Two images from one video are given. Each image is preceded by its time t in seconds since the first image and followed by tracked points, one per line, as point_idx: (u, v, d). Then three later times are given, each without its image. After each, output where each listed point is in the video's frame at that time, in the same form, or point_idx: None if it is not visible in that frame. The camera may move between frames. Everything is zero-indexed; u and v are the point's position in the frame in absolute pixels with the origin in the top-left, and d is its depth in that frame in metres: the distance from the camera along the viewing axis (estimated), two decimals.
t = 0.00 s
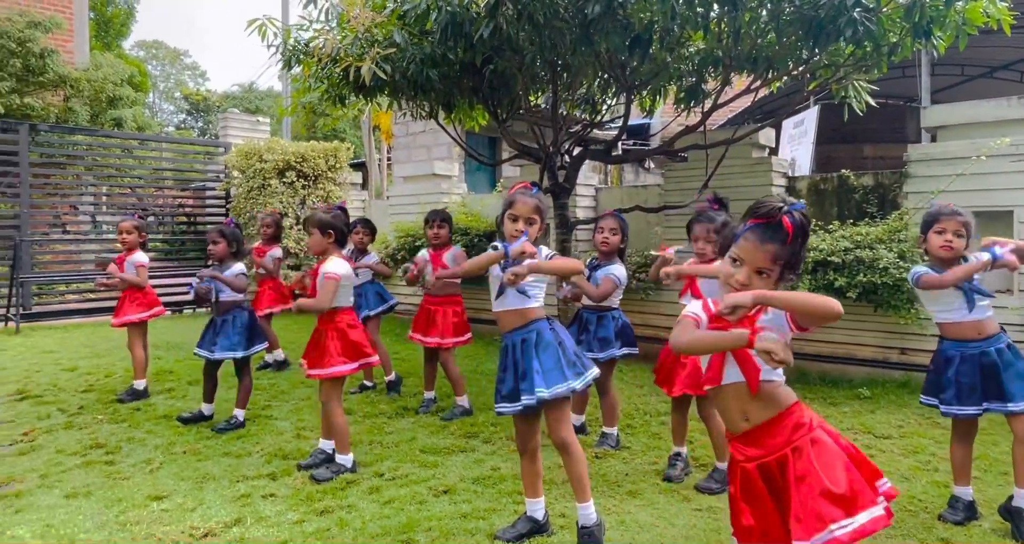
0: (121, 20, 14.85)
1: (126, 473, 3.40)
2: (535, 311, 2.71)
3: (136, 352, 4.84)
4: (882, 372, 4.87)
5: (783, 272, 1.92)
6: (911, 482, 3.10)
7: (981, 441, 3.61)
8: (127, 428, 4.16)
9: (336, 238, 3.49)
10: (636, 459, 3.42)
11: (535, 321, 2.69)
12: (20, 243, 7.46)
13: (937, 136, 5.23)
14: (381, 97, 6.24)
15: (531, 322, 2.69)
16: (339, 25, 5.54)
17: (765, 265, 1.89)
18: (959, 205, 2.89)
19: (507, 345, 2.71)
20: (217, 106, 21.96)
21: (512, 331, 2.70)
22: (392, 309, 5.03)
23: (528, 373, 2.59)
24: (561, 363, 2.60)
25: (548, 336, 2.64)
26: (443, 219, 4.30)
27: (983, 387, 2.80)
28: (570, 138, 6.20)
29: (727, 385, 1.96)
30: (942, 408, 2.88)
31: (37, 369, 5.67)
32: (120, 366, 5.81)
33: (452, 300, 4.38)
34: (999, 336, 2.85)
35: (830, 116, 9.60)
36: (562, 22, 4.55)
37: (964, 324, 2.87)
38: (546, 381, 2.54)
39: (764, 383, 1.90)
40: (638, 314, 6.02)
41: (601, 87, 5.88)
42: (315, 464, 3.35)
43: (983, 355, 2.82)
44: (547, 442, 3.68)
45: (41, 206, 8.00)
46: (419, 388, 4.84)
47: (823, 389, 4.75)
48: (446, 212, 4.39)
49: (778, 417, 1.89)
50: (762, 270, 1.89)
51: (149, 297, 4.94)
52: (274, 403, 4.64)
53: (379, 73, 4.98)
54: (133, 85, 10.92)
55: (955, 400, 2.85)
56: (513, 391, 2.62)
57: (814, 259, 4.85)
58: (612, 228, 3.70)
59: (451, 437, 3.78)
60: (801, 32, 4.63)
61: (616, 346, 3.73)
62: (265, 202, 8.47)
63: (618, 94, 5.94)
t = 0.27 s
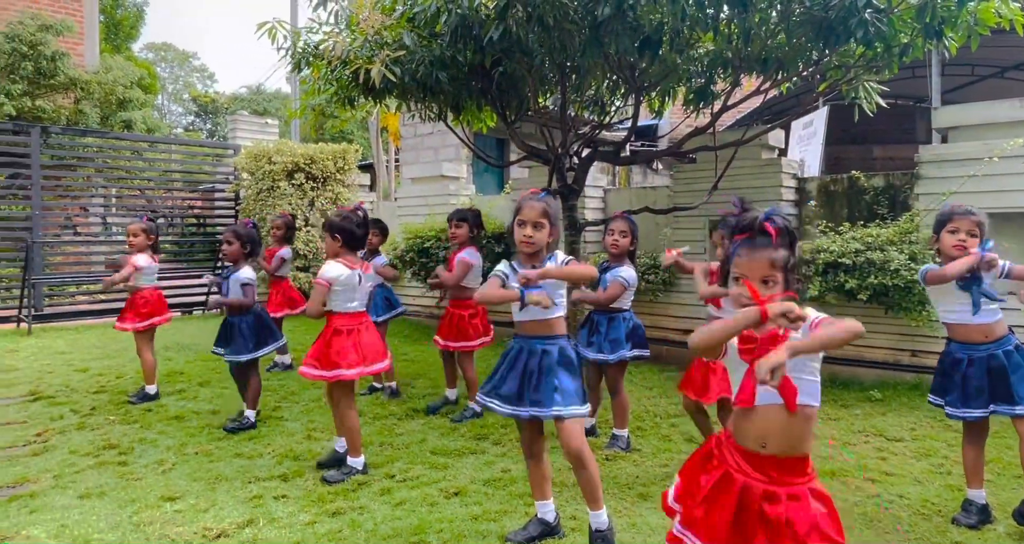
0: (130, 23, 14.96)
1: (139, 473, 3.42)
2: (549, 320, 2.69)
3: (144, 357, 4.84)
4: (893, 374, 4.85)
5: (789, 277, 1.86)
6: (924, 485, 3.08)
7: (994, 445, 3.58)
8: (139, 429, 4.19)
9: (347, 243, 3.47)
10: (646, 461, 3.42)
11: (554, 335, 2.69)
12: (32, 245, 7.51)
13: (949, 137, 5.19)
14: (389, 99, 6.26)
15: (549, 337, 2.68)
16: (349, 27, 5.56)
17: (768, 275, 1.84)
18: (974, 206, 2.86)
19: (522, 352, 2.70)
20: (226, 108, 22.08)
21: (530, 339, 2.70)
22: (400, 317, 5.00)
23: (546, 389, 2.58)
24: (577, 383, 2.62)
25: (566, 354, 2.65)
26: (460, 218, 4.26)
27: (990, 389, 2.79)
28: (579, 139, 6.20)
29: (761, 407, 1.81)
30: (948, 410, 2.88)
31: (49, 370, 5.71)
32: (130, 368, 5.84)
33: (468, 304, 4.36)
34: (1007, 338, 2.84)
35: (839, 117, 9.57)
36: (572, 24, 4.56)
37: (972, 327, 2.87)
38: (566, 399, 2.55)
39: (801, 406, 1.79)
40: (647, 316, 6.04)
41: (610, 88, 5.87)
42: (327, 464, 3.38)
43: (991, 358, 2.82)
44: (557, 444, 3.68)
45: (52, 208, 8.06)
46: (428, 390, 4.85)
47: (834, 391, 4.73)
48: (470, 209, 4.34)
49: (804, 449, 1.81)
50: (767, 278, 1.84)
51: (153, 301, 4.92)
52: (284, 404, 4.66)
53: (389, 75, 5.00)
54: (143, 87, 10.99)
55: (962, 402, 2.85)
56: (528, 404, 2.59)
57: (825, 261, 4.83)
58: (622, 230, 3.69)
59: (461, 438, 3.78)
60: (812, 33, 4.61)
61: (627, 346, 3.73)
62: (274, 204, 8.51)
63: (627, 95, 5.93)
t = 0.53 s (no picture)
0: (137, 26, 15.04)
1: (146, 475, 3.43)
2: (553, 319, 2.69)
3: (145, 362, 4.85)
4: (900, 377, 4.83)
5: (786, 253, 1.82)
6: (931, 489, 3.06)
7: (1002, 448, 3.56)
8: (146, 431, 4.20)
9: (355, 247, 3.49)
10: (652, 464, 3.41)
11: (562, 330, 2.70)
12: (40, 247, 7.55)
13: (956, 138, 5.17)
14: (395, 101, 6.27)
15: (560, 329, 2.69)
16: (354, 29, 5.57)
17: (760, 251, 1.81)
18: (984, 213, 2.85)
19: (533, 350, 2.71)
20: (232, 110, 22.16)
21: (540, 337, 2.70)
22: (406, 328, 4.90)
23: (557, 380, 2.58)
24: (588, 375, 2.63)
25: (577, 346, 2.66)
26: (469, 224, 4.26)
27: (990, 392, 2.78)
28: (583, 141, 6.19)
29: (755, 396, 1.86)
30: (947, 413, 2.86)
31: (57, 372, 5.74)
32: (137, 369, 5.86)
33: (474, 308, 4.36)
34: (1007, 342, 2.84)
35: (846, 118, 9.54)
36: (577, 27, 4.56)
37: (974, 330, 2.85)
38: (577, 390, 2.56)
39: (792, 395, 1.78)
40: (653, 318, 6.03)
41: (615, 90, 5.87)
42: (332, 469, 3.36)
43: (992, 359, 2.82)
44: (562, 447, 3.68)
45: (60, 210, 8.10)
46: (434, 391, 4.85)
47: (840, 394, 4.71)
48: (479, 215, 4.34)
49: (806, 438, 1.79)
50: (760, 254, 1.81)
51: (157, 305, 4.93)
52: (290, 406, 4.67)
53: (394, 78, 5.00)
54: (150, 90, 11.04)
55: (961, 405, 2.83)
56: (539, 397, 2.61)
57: (831, 263, 4.81)
58: (625, 232, 3.71)
59: (466, 441, 3.78)
60: (818, 34, 4.60)
61: (633, 349, 3.74)
62: (280, 206, 8.54)
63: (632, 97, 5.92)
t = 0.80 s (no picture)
0: (141, 29, 15.10)
1: (148, 477, 3.44)
2: (563, 331, 2.59)
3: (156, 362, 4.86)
4: (903, 379, 4.81)
5: (795, 265, 1.77)
6: (934, 491, 3.05)
7: (1005, 450, 3.54)
8: (149, 432, 4.21)
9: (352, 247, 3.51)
10: (654, 466, 3.40)
11: (580, 349, 2.61)
12: (44, 249, 7.58)
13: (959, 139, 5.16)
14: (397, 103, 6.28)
15: (569, 354, 2.59)
16: (356, 31, 5.59)
17: (766, 263, 1.80)
18: (990, 210, 2.83)
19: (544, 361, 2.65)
20: (235, 113, 22.22)
21: (552, 351, 2.65)
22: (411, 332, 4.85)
23: (558, 408, 2.51)
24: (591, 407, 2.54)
25: (585, 376, 2.55)
26: (467, 220, 4.25)
27: (998, 393, 2.77)
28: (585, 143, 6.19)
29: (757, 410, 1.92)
30: (957, 414, 2.84)
31: (60, 373, 5.76)
32: (140, 371, 5.88)
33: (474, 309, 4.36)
34: (1015, 343, 2.83)
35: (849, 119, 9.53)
36: (579, 28, 4.56)
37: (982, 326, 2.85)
38: (577, 424, 2.48)
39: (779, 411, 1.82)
40: (655, 320, 6.03)
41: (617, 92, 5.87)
42: (332, 471, 3.37)
43: (999, 361, 2.81)
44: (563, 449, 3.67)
45: (64, 213, 8.13)
46: (436, 393, 4.85)
47: (843, 395, 4.70)
48: (477, 212, 4.32)
49: (799, 452, 1.78)
50: (765, 267, 1.81)
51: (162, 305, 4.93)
52: (292, 408, 4.67)
53: (396, 80, 5.01)
54: (154, 92, 11.08)
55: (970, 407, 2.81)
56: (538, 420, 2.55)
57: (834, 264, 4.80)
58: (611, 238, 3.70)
59: (468, 443, 3.78)
60: (820, 35, 4.60)
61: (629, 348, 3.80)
62: (283, 207, 8.55)
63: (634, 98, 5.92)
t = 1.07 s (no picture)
0: (141, 31, 15.12)
1: (147, 479, 3.44)
2: (558, 331, 2.58)
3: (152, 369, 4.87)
4: (902, 380, 4.81)
5: (796, 251, 1.69)
6: (933, 492, 3.05)
7: (1005, 452, 3.54)
8: (148, 435, 4.21)
9: (352, 249, 3.51)
10: (653, 468, 3.40)
11: (576, 349, 2.57)
12: (44, 251, 7.58)
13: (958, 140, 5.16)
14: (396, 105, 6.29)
15: (566, 354, 2.58)
16: (356, 34, 5.60)
17: (768, 254, 1.74)
18: (1001, 210, 2.80)
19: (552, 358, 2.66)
20: (235, 114, 22.27)
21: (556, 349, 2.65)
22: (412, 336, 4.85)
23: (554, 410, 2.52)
24: (586, 409, 2.49)
25: (577, 376, 2.52)
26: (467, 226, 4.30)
27: (995, 395, 2.78)
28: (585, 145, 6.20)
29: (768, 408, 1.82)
30: (953, 412, 2.90)
31: (60, 376, 5.76)
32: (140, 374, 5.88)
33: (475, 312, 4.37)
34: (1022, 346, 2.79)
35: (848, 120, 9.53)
36: (577, 31, 4.57)
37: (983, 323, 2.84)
38: (568, 427, 2.46)
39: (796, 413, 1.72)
40: (655, 321, 6.03)
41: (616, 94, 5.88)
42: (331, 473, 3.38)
43: (998, 363, 2.81)
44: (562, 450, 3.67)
45: (64, 215, 8.14)
46: (435, 395, 4.85)
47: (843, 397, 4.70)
48: (476, 217, 4.36)
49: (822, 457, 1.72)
50: (766, 258, 1.75)
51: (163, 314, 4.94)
52: (291, 410, 4.67)
53: (395, 82, 5.02)
54: (154, 94, 11.09)
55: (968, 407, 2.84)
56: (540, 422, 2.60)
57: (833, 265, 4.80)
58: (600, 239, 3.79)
59: (467, 445, 3.78)
60: (818, 37, 4.60)
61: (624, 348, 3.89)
62: (282, 209, 8.56)
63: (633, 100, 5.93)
